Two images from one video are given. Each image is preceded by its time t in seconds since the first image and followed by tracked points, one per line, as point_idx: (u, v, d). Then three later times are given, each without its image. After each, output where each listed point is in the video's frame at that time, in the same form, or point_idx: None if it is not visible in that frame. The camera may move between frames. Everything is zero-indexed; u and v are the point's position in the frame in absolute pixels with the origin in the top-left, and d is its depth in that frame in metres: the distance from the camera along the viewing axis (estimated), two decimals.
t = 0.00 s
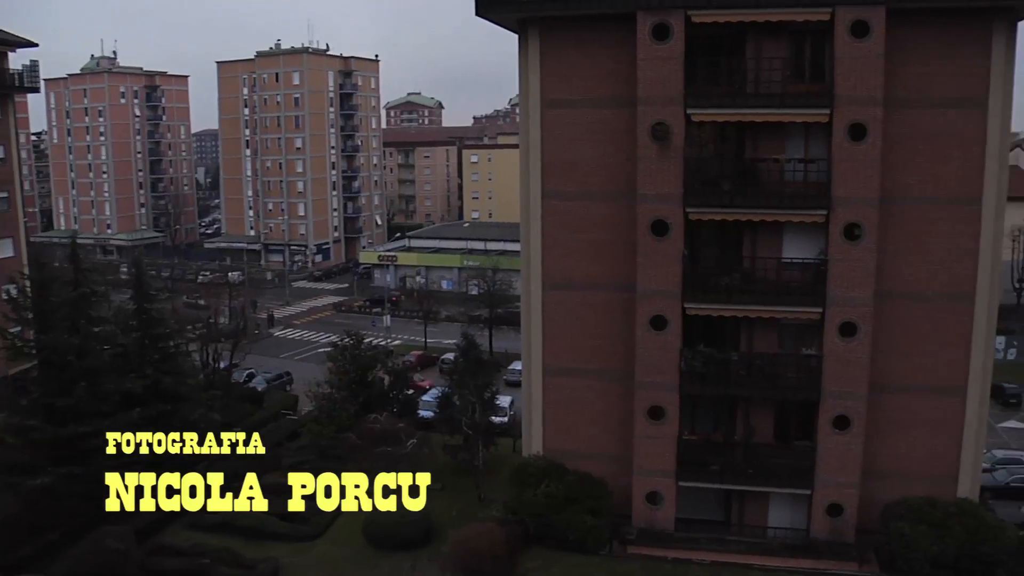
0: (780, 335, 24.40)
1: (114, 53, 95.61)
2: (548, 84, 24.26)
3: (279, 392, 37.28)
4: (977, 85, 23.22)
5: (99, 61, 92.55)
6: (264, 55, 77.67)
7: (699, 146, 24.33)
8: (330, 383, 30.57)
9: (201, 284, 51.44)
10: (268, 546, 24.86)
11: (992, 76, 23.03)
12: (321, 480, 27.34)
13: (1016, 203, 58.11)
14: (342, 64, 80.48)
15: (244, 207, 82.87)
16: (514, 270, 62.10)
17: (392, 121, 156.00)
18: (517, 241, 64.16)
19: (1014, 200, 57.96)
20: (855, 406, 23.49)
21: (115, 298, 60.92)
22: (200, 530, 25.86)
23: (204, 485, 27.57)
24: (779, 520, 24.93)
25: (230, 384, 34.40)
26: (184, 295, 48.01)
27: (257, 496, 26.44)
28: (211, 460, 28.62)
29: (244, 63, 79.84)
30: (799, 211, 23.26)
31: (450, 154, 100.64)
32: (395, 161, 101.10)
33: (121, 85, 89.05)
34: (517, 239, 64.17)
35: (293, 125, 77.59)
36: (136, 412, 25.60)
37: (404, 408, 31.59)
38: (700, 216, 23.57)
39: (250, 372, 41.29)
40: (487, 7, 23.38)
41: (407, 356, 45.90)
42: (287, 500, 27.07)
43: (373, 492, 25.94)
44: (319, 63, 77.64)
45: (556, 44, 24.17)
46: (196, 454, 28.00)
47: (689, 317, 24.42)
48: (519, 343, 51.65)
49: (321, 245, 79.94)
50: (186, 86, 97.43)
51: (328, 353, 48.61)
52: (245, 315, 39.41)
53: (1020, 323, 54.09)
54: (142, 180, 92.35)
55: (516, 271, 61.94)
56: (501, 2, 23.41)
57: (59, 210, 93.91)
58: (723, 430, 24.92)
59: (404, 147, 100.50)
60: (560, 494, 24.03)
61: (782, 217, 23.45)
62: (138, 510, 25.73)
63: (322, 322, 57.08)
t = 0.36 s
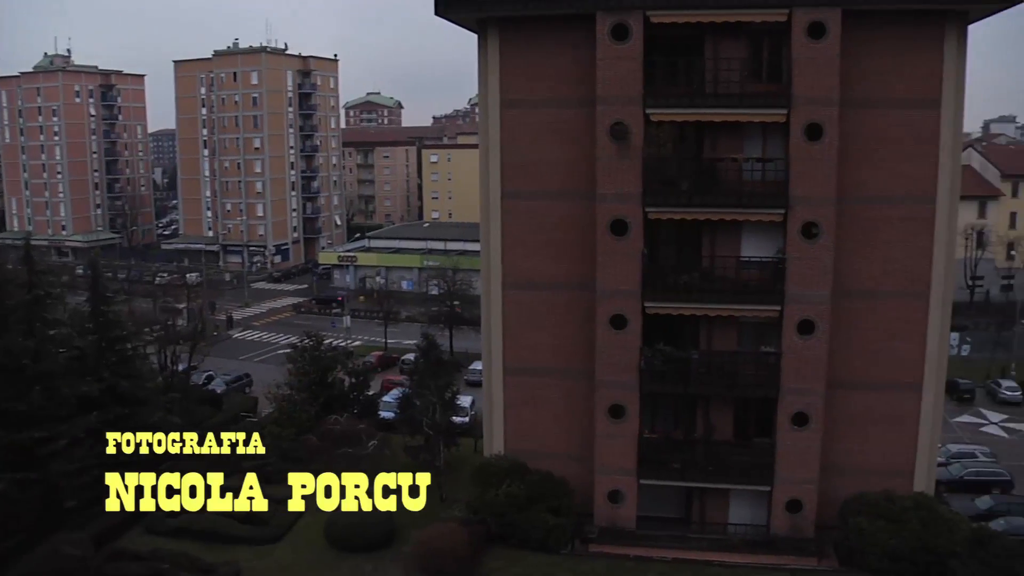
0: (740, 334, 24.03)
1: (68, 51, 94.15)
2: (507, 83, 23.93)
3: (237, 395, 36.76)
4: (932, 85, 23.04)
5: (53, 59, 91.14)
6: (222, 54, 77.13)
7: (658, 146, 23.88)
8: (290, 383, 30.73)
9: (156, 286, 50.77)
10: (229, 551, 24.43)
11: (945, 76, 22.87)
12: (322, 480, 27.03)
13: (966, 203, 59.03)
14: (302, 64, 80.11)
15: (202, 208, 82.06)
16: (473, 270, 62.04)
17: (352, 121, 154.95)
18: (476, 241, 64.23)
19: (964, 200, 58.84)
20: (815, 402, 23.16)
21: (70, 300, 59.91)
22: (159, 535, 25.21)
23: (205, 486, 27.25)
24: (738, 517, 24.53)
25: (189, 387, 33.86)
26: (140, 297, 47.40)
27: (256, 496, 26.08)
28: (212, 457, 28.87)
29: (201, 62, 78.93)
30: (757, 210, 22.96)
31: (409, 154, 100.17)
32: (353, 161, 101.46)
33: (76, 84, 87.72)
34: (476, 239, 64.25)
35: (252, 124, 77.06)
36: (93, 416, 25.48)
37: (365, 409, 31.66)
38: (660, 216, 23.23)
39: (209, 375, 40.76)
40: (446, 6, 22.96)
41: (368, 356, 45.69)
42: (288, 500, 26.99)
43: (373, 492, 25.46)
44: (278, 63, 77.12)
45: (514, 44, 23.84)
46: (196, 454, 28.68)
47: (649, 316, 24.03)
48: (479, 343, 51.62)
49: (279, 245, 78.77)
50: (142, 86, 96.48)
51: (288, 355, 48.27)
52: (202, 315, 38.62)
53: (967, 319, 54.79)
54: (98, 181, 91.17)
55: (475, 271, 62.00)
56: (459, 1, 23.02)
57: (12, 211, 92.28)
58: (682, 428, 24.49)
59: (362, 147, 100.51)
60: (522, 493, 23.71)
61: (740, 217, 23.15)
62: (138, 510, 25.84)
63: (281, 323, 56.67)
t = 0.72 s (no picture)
0: (709, 333, 23.51)
1: (31, 49, 92.98)
2: (476, 83, 23.51)
3: (206, 398, 36.28)
4: (898, 86, 22.83)
5: (16, 58, 90.04)
6: (188, 53, 76.49)
7: (627, 146, 23.41)
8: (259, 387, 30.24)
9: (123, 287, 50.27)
10: (199, 553, 23.96)
11: (910, 77, 22.69)
12: (322, 479, 26.54)
13: (932, 202, 59.83)
14: (269, 63, 79.56)
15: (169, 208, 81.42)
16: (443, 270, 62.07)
17: (321, 121, 154.01)
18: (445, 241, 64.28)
19: (929, 200, 59.61)
20: (783, 400, 22.69)
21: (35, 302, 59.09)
22: (128, 539, 24.60)
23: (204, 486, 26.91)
24: (708, 515, 24.04)
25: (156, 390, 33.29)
26: (106, 299, 46.93)
27: (257, 496, 26.08)
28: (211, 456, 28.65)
29: (168, 61, 78.14)
30: (725, 209, 22.49)
31: (378, 154, 99.34)
32: (323, 161, 101.12)
33: (39, 83, 86.69)
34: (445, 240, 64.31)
35: (219, 124, 76.51)
36: (60, 420, 25.02)
37: (334, 410, 31.36)
38: (628, 216, 22.81)
39: (177, 377, 40.44)
40: (414, 5, 22.52)
41: (337, 357, 45.38)
42: (287, 500, 26.95)
43: (373, 492, 26.00)
44: (245, 62, 76.55)
45: (483, 44, 23.44)
46: (196, 454, 28.49)
47: (618, 316, 23.50)
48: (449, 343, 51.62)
49: (249, 246, 78.99)
50: (108, 85, 95.73)
51: (256, 356, 48.05)
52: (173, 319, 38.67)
53: (932, 317, 56.35)
54: (64, 181, 90.21)
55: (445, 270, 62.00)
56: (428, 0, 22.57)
57: None
58: (651, 427, 23.93)
59: (331, 147, 100.09)
60: (492, 493, 23.39)
61: (709, 217, 22.67)
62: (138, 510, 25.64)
63: (250, 325, 56.34)
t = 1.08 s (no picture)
0: (679, 332, 23.16)
1: None
2: (446, 83, 23.33)
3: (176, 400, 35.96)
4: (867, 85, 22.55)
5: None
6: (156, 53, 75.80)
7: (597, 145, 22.97)
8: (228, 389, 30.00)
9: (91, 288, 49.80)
10: (167, 557, 23.71)
11: (877, 77, 22.46)
12: (321, 479, 26.18)
13: (900, 202, 60.37)
14: (238, 63, 78.97)
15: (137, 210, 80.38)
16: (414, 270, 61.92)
17: (290, 120, 151.63)
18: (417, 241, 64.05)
19: (897, 199, 60.16)
20: (755, 400, 22.43)
21: None
22: (96, 544, 24.35)
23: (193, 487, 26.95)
24: (680, 513, 23.85)
25: (125, 392, 33.11)
26: (72, 300, 46.47)
27: (256, 496, 26.02)
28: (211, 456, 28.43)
29: (136, 60, 77.53)
30: (695, 208, 22.25)
31: (348, 154, 99.29)
32: (292, 161, 99.64)
33: (4, 82, 85.91)
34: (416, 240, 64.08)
35: (188, 124, 75.97)
36: (24, 424, 24.72)
37: (306, 411, 31.27)
38: (598, 216, 22.54)
39: (145, 379, 40.01)
40: (384, 5, 22.29)
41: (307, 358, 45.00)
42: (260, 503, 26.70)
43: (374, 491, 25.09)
44: (214, 61, 75.95)
45: (455, 43, 23.23)
46: (195, 454, 28.50)
47: (589, 315, 23.21)
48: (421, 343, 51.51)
49: (217, 247, 77.77)
50: (75, 84, 95.15)
51: (226, 357, 47.75)
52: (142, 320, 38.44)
53: (899, 315, 56.91)
54: (30, 181, 89.23)
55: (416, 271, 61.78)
56: None
57: None
58: (623, 427, 23.64)
59: (301, 147, 98.86)
60: (463, 494, 23.21)
61: (679, 216, 22.39)
62: (138, 510, 25.75)
63: (220, 326, 55.93)
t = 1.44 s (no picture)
0: (644, 331, 23.15)
1: None
2: (411, 83, 23.21)
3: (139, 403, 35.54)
4: (830, 84, 22.48)
5: None
6: (118, 52, 74.81)
7: (562, 144, 22.93)
8: (193, 391, 29.11)
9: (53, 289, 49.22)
10: (132, 562, 23.44)
11: (840, 76, 22.39)
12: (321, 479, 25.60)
13: (862, 201, 61.09)
14: (201, 62, 78.30)
15: (100, 210, 79.85)
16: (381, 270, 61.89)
17: (254, 120, 149.93)
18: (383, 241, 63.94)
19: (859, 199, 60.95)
20: (721, 398, 22.41)
21: None
22: (59, 550, 24.01)
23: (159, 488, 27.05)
24: (647, 511, 23.83)
25: (88, 397, 33.11)
26: (32, 303, 45.80)
27: (256, 495, 25.74)
28: (213, 455, 28.29)
29: (98, 59, 76.72)
30: (660, 208, 22.16)
31: (312, 154, 96.34)
32: (256, 161, 96.48)
33: None
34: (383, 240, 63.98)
35: (150, 124, 75.07)
36: None
37: (272, 414, 29.50)
38: (564, 215, 22.43)
39: (109, 383, 39.49)
40: (349, 4, 22.09)
41: (272, 360, 44.66)
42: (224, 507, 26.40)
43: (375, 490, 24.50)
44: (177, 60, 75.13)
45: (421, 43, 23.10)
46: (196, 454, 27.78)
47: (555, 314, 23.07)
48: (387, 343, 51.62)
49: (181, 248, 77.19)
50: (34, 83, 93.90)
51: (191, 359, 47.39)
52: (104, 322, 38.32)
53: (862, 313, 57.52)
54: None
55: (382, 271, 61.63)
56: None
57: None
58: (589, 426, 23.62)
59: (263, 147, 95.63)
60: (430, 494, 23.05)
61: (645, 215, 22.31)
62: (138, 510, 25.66)
63: (185, 328, 55.43)
